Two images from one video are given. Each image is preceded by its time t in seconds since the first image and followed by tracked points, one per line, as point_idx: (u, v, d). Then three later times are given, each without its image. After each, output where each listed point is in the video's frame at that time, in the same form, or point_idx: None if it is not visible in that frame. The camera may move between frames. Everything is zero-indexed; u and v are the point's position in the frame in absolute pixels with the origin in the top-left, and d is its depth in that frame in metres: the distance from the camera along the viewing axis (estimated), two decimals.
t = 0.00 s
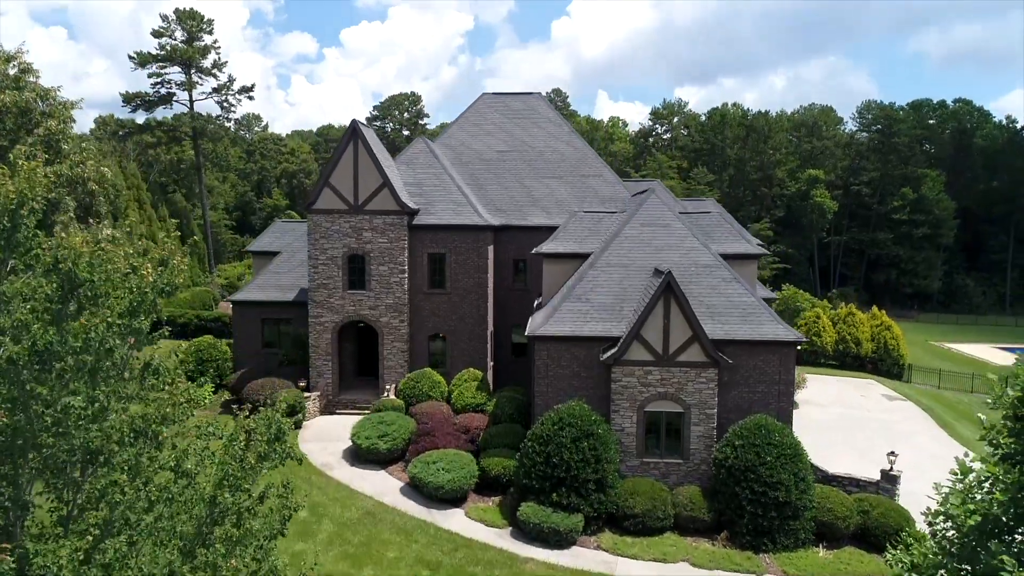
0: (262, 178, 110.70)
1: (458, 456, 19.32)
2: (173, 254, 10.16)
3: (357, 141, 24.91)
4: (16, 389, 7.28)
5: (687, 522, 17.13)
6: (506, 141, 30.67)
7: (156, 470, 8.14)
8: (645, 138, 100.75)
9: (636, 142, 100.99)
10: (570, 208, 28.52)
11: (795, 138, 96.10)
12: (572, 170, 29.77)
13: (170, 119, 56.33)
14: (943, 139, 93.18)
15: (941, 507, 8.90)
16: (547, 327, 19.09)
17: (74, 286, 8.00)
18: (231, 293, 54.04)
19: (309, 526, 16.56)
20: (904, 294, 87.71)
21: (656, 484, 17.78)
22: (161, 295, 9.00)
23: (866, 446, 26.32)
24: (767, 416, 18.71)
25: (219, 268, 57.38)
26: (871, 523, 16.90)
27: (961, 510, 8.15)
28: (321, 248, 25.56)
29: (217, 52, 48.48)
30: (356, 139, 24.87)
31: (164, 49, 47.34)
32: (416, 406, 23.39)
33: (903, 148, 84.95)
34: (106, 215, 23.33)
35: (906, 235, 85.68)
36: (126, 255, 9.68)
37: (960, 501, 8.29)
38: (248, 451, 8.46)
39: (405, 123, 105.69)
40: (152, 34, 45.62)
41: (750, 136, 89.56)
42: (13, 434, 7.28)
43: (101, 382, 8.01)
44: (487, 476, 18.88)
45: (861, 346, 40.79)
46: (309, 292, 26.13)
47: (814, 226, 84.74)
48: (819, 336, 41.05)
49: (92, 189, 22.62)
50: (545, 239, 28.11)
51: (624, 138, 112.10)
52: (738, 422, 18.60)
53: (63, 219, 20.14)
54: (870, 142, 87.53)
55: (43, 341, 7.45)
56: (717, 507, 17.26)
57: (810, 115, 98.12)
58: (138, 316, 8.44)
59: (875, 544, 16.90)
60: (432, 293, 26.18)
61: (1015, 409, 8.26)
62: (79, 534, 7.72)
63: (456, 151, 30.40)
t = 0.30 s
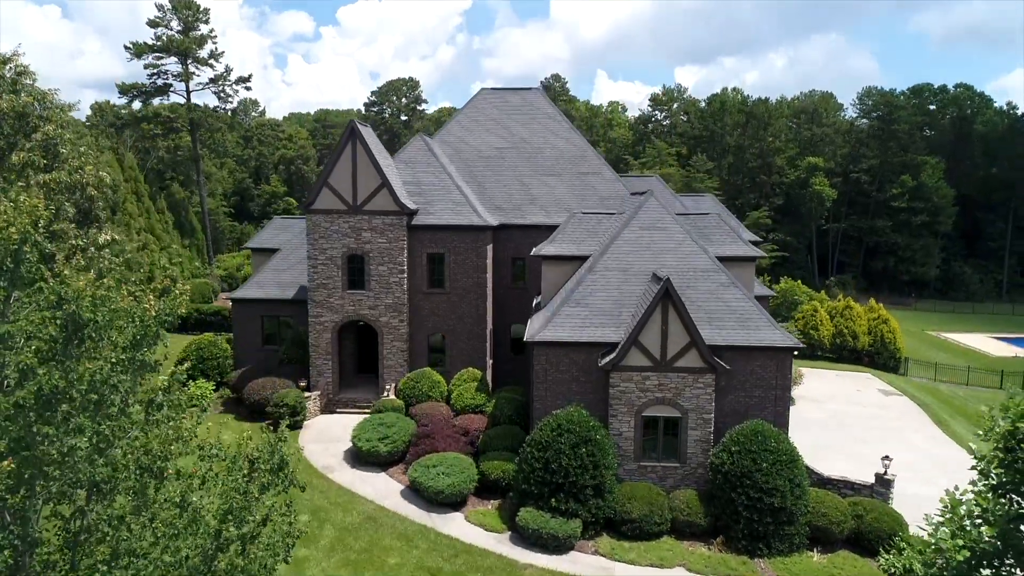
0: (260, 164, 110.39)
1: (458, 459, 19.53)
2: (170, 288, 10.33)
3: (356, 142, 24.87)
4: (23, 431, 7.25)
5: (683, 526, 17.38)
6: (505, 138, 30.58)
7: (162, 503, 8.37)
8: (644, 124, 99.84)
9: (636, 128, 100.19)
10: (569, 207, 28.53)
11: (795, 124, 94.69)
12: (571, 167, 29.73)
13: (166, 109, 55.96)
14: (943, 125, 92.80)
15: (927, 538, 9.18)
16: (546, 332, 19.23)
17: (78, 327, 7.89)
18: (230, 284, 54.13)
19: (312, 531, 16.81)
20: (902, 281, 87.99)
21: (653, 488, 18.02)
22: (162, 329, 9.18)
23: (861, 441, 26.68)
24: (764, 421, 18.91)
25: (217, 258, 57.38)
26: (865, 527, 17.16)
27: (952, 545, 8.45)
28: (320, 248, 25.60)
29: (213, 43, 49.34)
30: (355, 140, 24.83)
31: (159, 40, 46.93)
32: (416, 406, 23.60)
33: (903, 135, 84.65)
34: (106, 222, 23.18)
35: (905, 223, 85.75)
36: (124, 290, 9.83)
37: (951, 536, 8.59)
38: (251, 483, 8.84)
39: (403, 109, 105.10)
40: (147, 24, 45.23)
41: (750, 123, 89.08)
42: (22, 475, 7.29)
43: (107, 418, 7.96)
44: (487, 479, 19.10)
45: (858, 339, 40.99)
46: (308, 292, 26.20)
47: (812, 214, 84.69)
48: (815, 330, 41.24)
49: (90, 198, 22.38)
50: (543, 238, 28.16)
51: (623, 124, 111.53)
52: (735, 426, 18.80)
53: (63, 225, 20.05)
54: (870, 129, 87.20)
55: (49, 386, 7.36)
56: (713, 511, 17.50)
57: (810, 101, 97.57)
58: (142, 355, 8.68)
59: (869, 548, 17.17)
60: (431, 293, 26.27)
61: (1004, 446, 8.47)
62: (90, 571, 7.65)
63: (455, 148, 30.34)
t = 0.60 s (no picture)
0: (258, 150, 110.13)
1: (458, 462, 19.77)
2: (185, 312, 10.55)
3: (356, 142, 24.85)
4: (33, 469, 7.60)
5: (680, 529, 17.66)
6: (504, 134, 30.52)
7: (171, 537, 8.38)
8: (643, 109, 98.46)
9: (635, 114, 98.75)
10: (569, 205, 28.55)
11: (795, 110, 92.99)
12: (570, 164, 29.71)
13: (163, 98, 55.61)
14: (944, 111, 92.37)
15: (918, 561, 9.74)
16: (545, 337, 19.38)
17: (84, 366, 8.21)
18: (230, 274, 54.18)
19: (315, 535, 17.11)
20: (901, 268, 88.17)
21: (650, 491, 18.29)
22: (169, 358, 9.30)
23: (857, 438, 27.04)
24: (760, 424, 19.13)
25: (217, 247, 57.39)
26: (858, 531, 17.47)
27: None
28: (320, 248, 25.69)
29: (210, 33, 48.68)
30: (354, 140, 24.81)
31: (156, 30, 46.56)
32: (416, 406, 23.82)
33: (903, 122, 84.31)
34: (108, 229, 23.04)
35: (904, 210, 85.73)
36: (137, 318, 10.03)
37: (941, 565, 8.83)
38: (256, 511, 8.79)
39: (401, 94, 104.39)
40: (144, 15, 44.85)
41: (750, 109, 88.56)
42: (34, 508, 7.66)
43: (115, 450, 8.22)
44: (487, 482, 19.34)
45: (855, 332, 41.21)
46: (308, 291, 26.31)
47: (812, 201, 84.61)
48: (813, 323, 41.42)
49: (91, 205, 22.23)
50: (543, 235, 28.22)
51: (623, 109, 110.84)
52: (731, 430, 19.03)
53: (60, 231, 19.95)
54: (871, 116, 86.75)
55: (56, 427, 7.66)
56: (709, 515, 17.76)
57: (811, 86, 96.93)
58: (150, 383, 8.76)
59: (862, 551, 17.49)
60: (431, 292, 26.38)
61: (985, 488, 8.74)
62: None
63: (454, 145, 30.28)
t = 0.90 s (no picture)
0: (256, 136, 109.70)
1: (458, 465, 20.02)
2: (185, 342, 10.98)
3: (355, 142, 24.83)
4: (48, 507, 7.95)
5: (677, 534, 17.93)
6: (504, 131, 30.45)
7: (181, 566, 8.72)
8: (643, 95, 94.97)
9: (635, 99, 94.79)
10: (568, 203, 28.56)
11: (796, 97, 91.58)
12: (570, 163, 29.64)
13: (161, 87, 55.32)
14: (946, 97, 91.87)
15: None
16: (544, 342, 19.56)
17: (92, 406, 8.46)
18: (231, 265, 54.39)
19: (318, 540, 17.43)
20: (900, 256, 88.34)
21: (648, 495, 18.57)
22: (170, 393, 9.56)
23: (853, 434, 27.16)
24: (756, 429, 19.38)
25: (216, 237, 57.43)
26: (852, 535, 17.77)
27: None
28: (320, 248, 25.78)
29: (208, 23, 48.21)
30: (353, 141, 24.78)
31: (153, 20, 46.17)
32: (416, 407, 24.06)
33: (904, 109, 83.89)
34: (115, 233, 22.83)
35: (904, 198, 85.74)
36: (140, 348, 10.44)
37: None
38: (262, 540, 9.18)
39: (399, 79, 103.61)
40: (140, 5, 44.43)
41: (751, 96, 88.01)
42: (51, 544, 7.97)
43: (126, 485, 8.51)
44: (487, 485, 19.60)
45: (852, 327, 41.35)
46: (309, 290, 26.43)
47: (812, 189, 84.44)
48: (810, 317, 41.59)
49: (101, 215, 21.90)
50: (542, 234, 28.24)
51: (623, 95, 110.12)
52: (728, 434, 19.26)
53: (59, 238, 19.77)
54: (872, 103, 86.27)
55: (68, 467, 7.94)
56: (706, 519, 18.04)
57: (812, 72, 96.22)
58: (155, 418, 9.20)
59: (856, 555, 17.80)
60: (431, 292, 26.49)
61: (979, 535, 8.96)
62: None
63: (454, 142, 30.21)
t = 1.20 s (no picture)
0: (255, 122, 109.36)
1: (459, 468, 20.30)
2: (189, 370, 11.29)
3: (354, 144, 24.80)
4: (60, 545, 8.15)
5: (673, 537, 18.27)
6: (504, 129, 30.43)
7: None
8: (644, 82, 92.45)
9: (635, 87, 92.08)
10: (568, 202, 28.59)
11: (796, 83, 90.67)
12: (569, 161, 29.61)
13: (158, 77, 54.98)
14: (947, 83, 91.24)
15: None
16: (543, 347, 19.74)
17: (101, 444, 8.69)
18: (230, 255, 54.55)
19: (321, 544, 17.75)
20: (899, 243, 88.50)
21: (645, 499, 18.90)
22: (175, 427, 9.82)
23: (849, 433, 27.38)
24: (752, 433, 19.66)
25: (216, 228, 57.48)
26: (846, 538, 18.12)
27: None
28: (320, 248, 25.88)
29: (206, 13, 47.85)
30: (352, 142, 24.76)
31: (150, 11, 45.79)
32: (417, 407, 24.33)
33: (906, 96, 83.45)
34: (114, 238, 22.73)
35: (904, 184, 85.72)
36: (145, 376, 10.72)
37: None
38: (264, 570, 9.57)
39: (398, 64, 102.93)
40: None
41: (751, 83, 87.44)
42: None
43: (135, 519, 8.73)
44: (487, 488, 19.91)
45: (850, 320, 41.59)
46: (309, 290, 26.59)
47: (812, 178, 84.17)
48: (808, 311, 41.87)
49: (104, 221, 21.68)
50: (541, 233, 28.30)
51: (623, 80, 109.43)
52: (725, 438, 19.54)
53: (61, 246, 19.60)
54: (872, 89, 85.74)
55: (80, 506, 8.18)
56: (702, 523, 18.38)
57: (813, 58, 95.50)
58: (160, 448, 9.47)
59: (848, 557, 18.17)
60: (431, 292, 26.64)
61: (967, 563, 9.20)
62: None
63: (453, 140, 30.23)
